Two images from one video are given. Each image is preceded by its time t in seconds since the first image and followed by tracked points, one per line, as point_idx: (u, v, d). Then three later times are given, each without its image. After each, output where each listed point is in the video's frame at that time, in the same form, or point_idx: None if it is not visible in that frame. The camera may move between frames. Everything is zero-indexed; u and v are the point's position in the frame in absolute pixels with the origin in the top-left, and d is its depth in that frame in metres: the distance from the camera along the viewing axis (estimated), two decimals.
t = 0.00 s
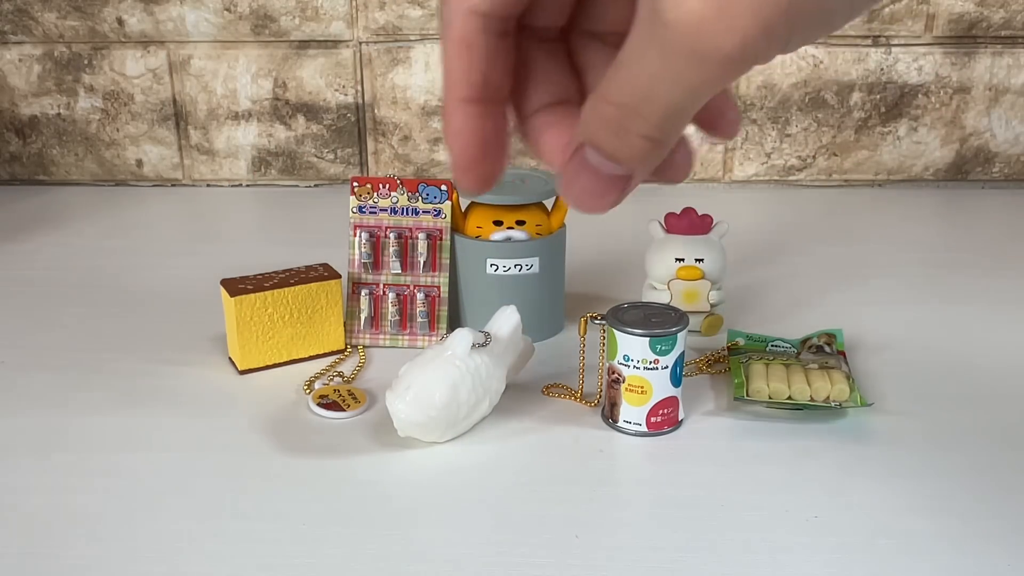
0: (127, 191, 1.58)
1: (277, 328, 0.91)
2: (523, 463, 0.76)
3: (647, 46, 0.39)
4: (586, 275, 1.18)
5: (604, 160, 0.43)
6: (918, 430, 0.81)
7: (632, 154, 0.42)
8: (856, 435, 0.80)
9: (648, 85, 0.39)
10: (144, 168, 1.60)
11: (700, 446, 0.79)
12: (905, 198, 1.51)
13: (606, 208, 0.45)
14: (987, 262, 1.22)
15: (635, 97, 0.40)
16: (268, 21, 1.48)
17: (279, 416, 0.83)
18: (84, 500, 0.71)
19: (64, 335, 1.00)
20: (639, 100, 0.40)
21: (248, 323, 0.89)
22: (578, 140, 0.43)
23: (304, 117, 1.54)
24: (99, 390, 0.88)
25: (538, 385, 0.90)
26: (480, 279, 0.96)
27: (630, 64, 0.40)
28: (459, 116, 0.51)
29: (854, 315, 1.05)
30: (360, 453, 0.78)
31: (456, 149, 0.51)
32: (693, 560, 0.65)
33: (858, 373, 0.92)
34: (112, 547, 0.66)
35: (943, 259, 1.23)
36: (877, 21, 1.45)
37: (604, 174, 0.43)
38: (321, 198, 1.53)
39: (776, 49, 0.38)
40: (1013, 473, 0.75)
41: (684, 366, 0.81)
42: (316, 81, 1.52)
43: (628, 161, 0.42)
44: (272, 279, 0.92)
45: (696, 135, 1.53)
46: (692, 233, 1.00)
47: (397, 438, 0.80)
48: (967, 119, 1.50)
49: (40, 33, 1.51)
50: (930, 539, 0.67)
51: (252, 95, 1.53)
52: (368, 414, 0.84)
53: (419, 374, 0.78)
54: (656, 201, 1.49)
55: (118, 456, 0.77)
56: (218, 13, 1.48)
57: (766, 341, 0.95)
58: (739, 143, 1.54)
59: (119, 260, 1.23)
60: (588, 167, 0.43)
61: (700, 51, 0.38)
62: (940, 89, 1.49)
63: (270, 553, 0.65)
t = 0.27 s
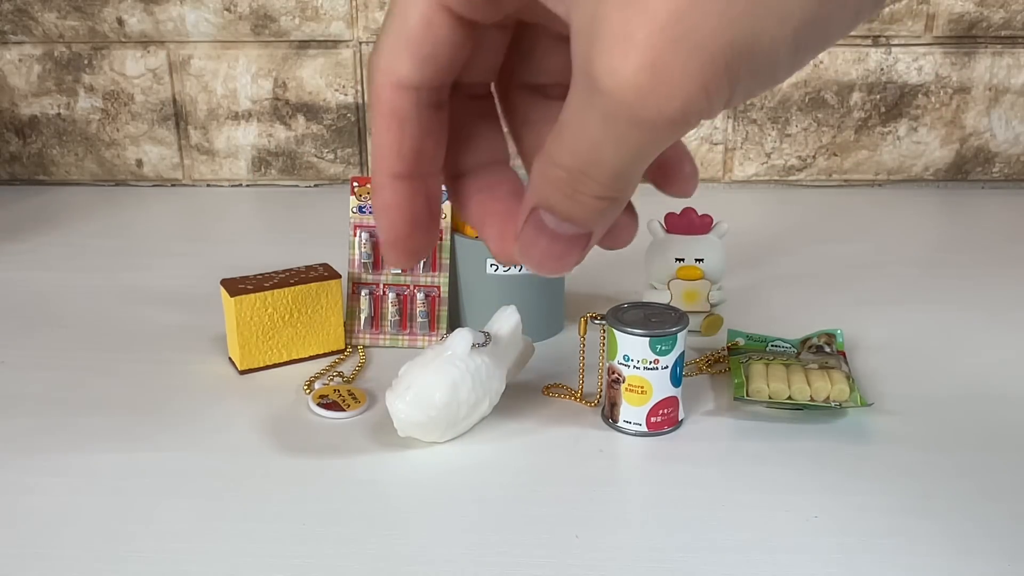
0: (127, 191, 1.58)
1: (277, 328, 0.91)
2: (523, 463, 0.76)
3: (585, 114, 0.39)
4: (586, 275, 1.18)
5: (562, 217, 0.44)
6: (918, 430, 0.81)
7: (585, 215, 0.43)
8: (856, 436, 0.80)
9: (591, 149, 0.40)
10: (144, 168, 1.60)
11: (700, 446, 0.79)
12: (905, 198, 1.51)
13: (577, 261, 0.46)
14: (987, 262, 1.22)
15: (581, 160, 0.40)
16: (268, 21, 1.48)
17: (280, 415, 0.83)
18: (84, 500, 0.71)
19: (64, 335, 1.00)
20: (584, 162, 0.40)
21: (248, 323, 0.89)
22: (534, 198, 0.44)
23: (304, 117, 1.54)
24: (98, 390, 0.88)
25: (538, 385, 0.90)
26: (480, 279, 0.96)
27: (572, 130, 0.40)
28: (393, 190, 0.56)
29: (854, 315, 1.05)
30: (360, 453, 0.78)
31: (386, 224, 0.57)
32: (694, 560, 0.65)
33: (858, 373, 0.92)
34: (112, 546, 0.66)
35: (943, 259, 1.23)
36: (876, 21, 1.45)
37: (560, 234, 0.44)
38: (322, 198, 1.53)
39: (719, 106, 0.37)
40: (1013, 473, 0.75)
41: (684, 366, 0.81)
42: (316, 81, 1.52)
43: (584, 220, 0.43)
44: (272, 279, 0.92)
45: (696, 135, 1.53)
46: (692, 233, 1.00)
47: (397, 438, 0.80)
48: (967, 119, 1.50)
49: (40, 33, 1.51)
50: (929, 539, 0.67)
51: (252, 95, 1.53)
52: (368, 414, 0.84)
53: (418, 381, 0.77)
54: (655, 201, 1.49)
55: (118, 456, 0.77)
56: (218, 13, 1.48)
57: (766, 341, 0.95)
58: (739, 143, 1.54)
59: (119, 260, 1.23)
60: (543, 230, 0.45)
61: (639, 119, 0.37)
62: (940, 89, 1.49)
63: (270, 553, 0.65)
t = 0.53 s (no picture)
0: (127, 191, 1.58)
1: (277, 327, 0.91)
2: (523, 463, 0.76)
3: (617, 144, 0.38)
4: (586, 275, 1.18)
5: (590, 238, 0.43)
6: (918, 430, 0.81)
7: (611, 239, 0.43)
8: (856, 436, 0.80)
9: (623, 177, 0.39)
10: (144, 168, 1.60)
11: (700, 446, 0.79)
12: (904, 198, 1.51)
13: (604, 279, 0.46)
14: (987, 262, 1.22)
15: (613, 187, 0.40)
16: (268, 21, 1.48)
17: (280, 416, 0.83)
18: (83, 500, 0.71)
19: (64, 335, 1.00)
20: (617, 189, 0.40)
21: (248, 323, 0.89)
22: (562, 217, 0.44)
23: (304, 117, 1.54)
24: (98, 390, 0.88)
25: (538, 385, 0.90)
26: (480, 279, 0.96)
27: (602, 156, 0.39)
28: (423, 193, 0.54)
29: (855, 315, 1.05)
30: (361, 453, 0.78)
31: (416, 225, 0.55)
32: (694, 560, 0.65)
33: (858, 373, 0.92)
34: (111, 546, 0.66)
35: (943, 259, 1.23)
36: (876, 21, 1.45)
37: (584, 259, 0.44)
38: (321, 198, 1.53)
39: (754, 140, 0.36)
40: (1013, 474, 0.75)
41: (684, 366, 0.81)
42: (316, 81, 1.52)
43: (609, 245, 0.43)
44: (272, 279, 0.92)
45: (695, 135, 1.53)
46: (692, 232, 1.00)
47: (398, 438, 0.80)
48: (968, 119, 1.50)
49: (40, 33, 1.51)
50: (929, 538, 0.67)
51: (252, 96, 1.53)
52: (368, 414, 0.84)
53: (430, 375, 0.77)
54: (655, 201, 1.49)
55: (118, 456, 0.77)
56: (218, 13, 1.48)
57: (766, 341, 0.96)
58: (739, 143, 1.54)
59: (119, 260, 1.24)
60: (567, 253, 0.45)
61: (672, 152, 0.37)
62: (940, 89, 1.49)
63: (270, 553, 0.65)
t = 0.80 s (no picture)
0: (127, 191, 1.58)
1: (278, 328, 0.91)
2: (523, 463, 0.76)
3: (554, 224, 0.30)
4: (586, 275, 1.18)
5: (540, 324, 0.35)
6: (918, 431, 0.81)
7: (564, 319, 0.34)
8: (856, 436, 0.80)
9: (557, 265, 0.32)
10: (144, 168, 1.60)
11: (700, 446, 0.79)
12: (904, 198, 1.51)
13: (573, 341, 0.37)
14: (987, 262, 1.22)
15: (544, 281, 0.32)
16: (268, 21, 1.48)
17: (280, 416, 0.83)
18: (84, 500, 0.71)
19: (64, 335, 1.00)
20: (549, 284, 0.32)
21: (248, 323, 0.89)
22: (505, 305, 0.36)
23: (304, 117, 1.55)
24: (98, 390, 0.88)
25: (538, 385, 0.90)
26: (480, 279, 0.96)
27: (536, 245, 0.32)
28: (356, 279, 0.42)
29: (855, 316, 1.05)
30: (361, 453, 0.78)
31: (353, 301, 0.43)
32: (694, 560, 0.65)
33: (858, 373, 0.92)
34: (112, 546, 0.66)
35: (943, 259, 1.23)
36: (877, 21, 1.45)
37: (537, 341, 0.36)
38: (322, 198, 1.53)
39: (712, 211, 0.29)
40: (1013, 474, 0.75)
41: (684, 366, 0.81)
42: (316, 81, 1.52)
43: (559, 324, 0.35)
44: (273, 279, 0.93)
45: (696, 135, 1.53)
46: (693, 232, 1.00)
47: (398, 438, 0.80)
48: (967, 119, 1.50)
49: (39, 33, 1.51)
50: (929, 539, 0.67)
51: (252, 96, 1.53)
52: (368, 414, 0.84)
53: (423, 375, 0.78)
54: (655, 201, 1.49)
55: (118, 456, 0.77)
56: (218, 12, 1.48)
57: (766, 341, 0.96)
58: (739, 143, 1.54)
59: (119, 260, 1.24)
60: (519, 334, 0.36)
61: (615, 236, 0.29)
62: (940, 89, 1.49)
63: (270, 553, 0.65)
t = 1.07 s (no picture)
0: (127, 191, 1.58)
1: (278, 328, 0.91)
2: (523, 464, 0.76)
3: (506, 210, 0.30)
4: (586, 275, 1.18)
5: (506, 310, 0.37)
6: (918, 431, 0.81)
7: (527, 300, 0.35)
8: (856, 436, 0.80)
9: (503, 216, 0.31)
10: (144, 168, 1.60)
11: (700, 446, 0.79)
12: (904, 198, 1.51)
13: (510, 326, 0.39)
14: (987, 262, 1.21)
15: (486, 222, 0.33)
16: (268, 21, 1.48)
17: (280, 416, 0.83)
18: (83, 500, 0.71)
19: (64, 335, 1.00)
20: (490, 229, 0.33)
21: (248, 323, 0.89)
22: (469, 293, 0.37)
23: (304, 117, 1.55)
24: (98, 390, 0.88)
25: (539, 385, 0.90)
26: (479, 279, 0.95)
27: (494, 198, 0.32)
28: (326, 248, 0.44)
29: (855, 316, 1.05)
30: (361, 453, 0.78)
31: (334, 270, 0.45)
32: (695, 561, 0.65)
33: (858, 373, 0.92)
34: (112, 547, 0.66)
35: (944, 259, 1.23)
36: (876, 21, 1.45)
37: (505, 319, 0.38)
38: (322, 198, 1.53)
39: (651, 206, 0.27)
40: (1013, 475, 0.75)
41: (684, 367, 0.82)
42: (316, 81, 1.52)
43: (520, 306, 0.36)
44: (272, 279, 0.93)
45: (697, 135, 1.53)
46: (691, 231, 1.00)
47: (398, 439, 0.80)
48: (967, 119, 1.50)
49: (39, 33, 1.51)
50: (929, 539, 0.67)
51: (252, 95, 1.53)
52: (368, 414, 0.84)
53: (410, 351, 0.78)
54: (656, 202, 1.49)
55: (118, 456, 0.77)
56: (218, 12, 1.48)
57: (766, 342, 0.96)
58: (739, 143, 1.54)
59: (119, 260, 1.24)
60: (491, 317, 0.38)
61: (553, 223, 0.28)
62: (940, 89, 1.49)
63: (270, 553, 0.65)
